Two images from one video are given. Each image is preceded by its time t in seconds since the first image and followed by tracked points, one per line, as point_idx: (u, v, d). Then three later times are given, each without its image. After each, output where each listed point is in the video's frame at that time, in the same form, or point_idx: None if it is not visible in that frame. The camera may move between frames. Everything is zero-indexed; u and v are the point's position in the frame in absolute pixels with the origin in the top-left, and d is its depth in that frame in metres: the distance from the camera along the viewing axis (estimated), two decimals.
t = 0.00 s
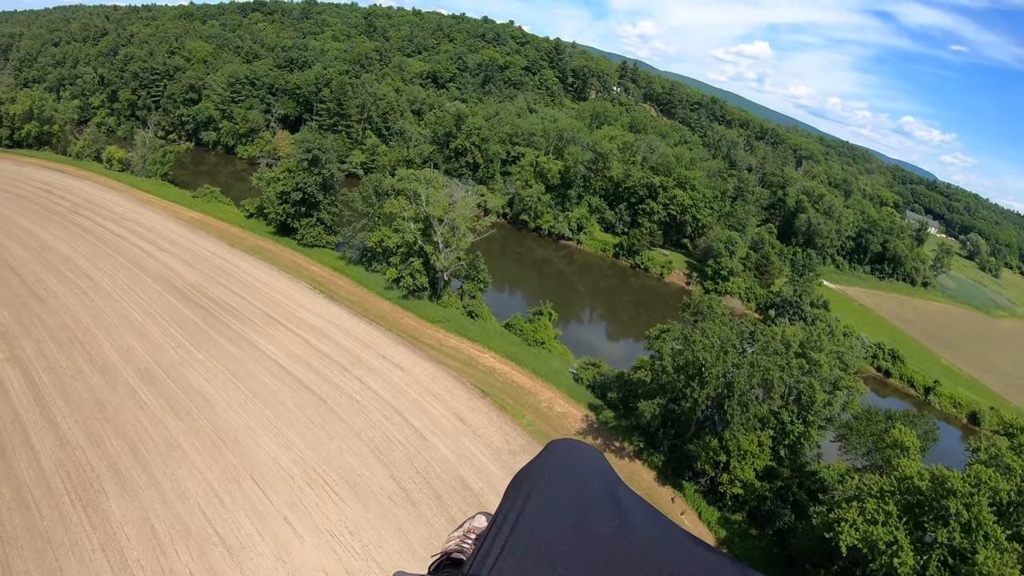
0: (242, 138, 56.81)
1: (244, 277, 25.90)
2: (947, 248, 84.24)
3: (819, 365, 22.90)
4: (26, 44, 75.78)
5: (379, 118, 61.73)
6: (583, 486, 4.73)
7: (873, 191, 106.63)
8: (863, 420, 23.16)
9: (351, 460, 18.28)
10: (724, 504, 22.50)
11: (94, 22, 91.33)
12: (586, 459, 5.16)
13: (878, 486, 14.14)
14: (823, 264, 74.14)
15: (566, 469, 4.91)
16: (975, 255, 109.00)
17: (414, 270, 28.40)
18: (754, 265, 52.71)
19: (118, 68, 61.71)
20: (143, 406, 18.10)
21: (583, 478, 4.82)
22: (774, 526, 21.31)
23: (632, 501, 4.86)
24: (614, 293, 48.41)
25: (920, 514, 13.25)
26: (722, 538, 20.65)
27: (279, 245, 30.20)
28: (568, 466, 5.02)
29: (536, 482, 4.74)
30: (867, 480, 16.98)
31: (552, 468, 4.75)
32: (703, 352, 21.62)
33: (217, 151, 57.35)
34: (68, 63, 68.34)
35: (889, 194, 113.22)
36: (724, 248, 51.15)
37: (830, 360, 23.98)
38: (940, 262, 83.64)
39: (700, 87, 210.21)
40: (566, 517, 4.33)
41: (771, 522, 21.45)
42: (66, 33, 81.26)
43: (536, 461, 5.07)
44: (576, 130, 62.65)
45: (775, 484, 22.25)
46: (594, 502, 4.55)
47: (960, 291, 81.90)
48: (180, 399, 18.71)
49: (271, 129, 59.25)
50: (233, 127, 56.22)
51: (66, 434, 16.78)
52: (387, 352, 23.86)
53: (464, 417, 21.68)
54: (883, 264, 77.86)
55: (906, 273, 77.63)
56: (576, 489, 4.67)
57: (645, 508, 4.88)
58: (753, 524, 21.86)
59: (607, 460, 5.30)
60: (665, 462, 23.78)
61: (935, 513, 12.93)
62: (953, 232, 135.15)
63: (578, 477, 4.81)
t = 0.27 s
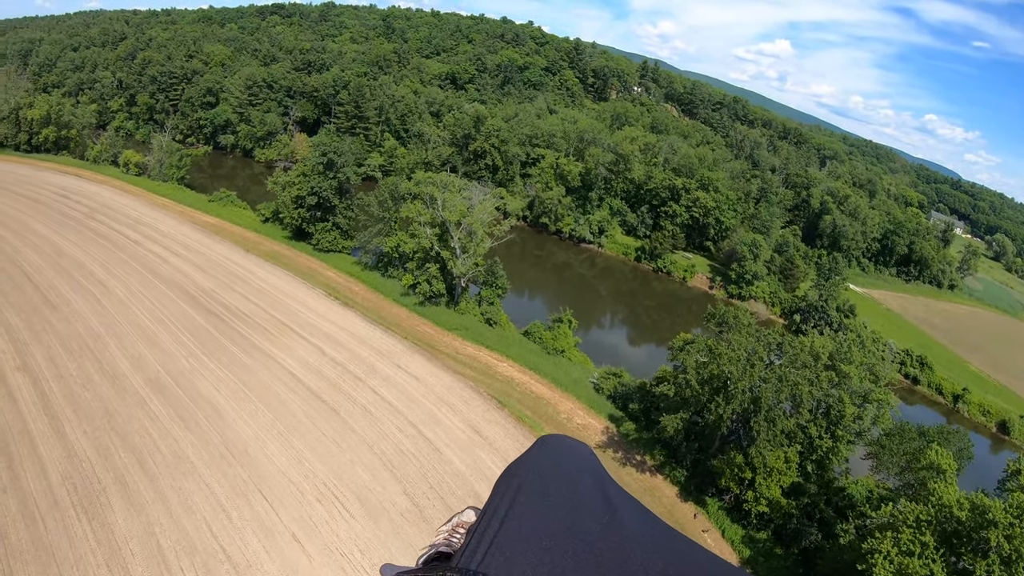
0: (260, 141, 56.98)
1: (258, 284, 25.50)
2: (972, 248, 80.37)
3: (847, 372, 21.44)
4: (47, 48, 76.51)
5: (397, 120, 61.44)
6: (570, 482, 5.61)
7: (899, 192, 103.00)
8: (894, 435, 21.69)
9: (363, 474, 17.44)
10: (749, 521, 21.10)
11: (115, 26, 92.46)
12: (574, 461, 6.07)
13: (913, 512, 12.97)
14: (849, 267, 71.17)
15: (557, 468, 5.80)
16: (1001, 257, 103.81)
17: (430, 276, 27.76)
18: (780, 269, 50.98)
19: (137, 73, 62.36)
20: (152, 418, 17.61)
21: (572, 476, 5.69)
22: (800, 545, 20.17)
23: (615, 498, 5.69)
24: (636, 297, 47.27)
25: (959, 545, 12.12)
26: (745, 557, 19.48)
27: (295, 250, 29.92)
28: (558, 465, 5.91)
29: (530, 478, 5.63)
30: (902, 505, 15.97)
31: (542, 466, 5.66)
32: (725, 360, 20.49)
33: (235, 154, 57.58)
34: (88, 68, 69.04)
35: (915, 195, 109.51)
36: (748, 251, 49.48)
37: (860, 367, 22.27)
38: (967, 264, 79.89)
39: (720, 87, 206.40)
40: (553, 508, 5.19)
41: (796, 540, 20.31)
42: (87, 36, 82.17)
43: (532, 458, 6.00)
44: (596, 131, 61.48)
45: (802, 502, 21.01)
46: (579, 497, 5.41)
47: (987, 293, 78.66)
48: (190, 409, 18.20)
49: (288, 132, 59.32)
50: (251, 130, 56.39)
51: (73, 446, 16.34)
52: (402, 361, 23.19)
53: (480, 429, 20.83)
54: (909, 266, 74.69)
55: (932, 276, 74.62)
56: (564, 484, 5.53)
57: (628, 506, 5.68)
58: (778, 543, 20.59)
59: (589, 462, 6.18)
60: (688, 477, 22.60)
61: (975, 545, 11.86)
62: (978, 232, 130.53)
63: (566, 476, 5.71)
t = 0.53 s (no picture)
0: (275, 146, 57.04)
1: (271, 292, 25.12)
2: (999, 244, 76.88)
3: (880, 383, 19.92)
4: (63, 56, 77.05)
5: (412, 122, 61.03)
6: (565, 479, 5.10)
7: (922, 187, 99.69)
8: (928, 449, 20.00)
9: (375, 490, 16.71)
10: (776, 538, 19.90)
11: (131, 32, 93.36)
12: (570, 456, 5.58)
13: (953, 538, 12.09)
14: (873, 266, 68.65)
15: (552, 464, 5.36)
16: None
17: (445, 282, 27.16)
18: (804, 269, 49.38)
19: (152, 79, 62.84)
20: (161, 431, 17.17)
21: (566, 474, 5.18)
22: (828, 563, 18.82)
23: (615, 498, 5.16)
24: (657, 299, 46.09)
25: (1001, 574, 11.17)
26: None
27: (309, 256, 29.58)
28: (554, 462, 5.45)
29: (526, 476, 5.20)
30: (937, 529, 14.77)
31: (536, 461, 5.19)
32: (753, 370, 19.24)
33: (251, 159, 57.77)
34: (105, 75, 69.67)
35: (940, 190, 105.85)
36: (771, 251, 47.64)
37: (894, 375, 20.57)
38: (992, 262, 75.94)
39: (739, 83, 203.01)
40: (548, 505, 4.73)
41: (824, 557, 18.94)
42: (104, 43, 82.84)
43: (526, 454, 5.55)
44: (615, 130, 60.28)
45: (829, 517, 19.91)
46: (577, 494, 4.92)
47: (1014, 291, 75.78)
48: (200, 422, 17.73)
49: (303, 136, 59.30)
50: (266, 135, 56.49)
51: (81, 460, 15.94)
52: (418, 371, 22.53)
53: (497, 441, 20.03)
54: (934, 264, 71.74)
55: (957, 273, 71.88)
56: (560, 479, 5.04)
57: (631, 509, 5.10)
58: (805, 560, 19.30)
59: (588, 462, 5.61)
60: (712, 489, 21.51)
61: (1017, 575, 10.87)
62: (1002, 227, 125.89)
63: (563, 471, 5.24)
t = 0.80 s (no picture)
0: (289, 151, 57.09)
1: (284, 301, 24.71)
2: None
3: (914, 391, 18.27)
4: (78, 67, 77.78)
5: (426, 124, 60.54)
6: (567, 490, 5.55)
7: (946, 180, 96.08)
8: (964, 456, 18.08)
9: (389, 506, 16.02)
10: (804, 552, 18.72)
11: (145, 41, 94.27)
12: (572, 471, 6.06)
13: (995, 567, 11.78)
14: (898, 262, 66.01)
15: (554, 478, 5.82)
16: None
17: (461, 288, 26.48)
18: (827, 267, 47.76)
19: (165, 87, 63.19)
20: (171, 447, 16.71)
21: (563, 487, 5.50)
22: None
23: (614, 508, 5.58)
24: (680, 300, 44.90)
25: None
26: None
27: (323, 263, 29.19)
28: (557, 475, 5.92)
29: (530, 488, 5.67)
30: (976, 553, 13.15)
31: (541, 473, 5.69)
32: (781, 378, 17.95)
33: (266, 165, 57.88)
34: (120, 85, 70.29)
35: (966, 184, 102.10)
36: (794, 249, 46.22)
37: (926, 380, 18.82)
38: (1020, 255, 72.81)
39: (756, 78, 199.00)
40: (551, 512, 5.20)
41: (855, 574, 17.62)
42: (118, 52, 83.60)
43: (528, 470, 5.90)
44: (632, 128, 59.04)
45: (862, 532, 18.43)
46: (572, 505, 5.30)
47: None
48: (210, 437, 17.24)
49: (317, 141, 59.25)
50: (280, 141, 56.55)
51: (90, 477, 15.54)
52: (433, 381, 21.86)
53: (514, 453, 19.23)
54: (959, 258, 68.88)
55: (983, 267, 69.03)
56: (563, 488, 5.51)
57: (629, 519, 5.51)
58: None
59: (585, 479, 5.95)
60: (738, 502, 20.37)
61: None
62: None
63: (565, 483, 5.70)
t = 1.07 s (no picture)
0: (305, 155, 57.24)
1: (298, 308, 24.34)
2: None
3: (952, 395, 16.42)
4: (95, 75, 78.49)
5: (443, 124, 60.16)
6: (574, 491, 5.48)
7: (972, 172, 92.21)
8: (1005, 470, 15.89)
9: (404, 523, 15.36)
10: (835, 569, 17.37)
11: (163, 48, 95.41)
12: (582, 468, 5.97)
13: None
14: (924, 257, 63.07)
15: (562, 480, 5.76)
16: None
17: (479, 294, 26.09)
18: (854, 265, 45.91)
19: (181, 94, 63.74)
20: (182, 461, 16.33)
21: (573, 489, 5.52)
22: None
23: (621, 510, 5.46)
24: (703, 300, 43.67)
25: None
26: None
27: (338, 269, 28.79)
28: (567, 475, 5.87)
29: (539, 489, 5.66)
30: None
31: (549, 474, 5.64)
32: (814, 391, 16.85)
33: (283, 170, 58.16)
34: (136, 92, 70.90)
35: (992, 175, 98.01)
36: (819, 247, 44.66)
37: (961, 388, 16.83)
38: None
39: (775, 72, 194.51)
40: (556, 515, 5.16)
41: None
42: (135, 59, 84.29)
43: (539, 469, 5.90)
44: (651, 125, 57.76)
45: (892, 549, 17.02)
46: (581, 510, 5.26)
47: None
48: (223, 450, 16.83)
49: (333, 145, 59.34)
50: (296, 145, 56.70)
51: (100, 493, 15.20)
52: (449, 390, 21.18)
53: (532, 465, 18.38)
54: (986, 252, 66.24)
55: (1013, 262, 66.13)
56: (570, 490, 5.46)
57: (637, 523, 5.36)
58: None
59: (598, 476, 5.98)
60: (763, 515, 19.19)
61: None
62: None
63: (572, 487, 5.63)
